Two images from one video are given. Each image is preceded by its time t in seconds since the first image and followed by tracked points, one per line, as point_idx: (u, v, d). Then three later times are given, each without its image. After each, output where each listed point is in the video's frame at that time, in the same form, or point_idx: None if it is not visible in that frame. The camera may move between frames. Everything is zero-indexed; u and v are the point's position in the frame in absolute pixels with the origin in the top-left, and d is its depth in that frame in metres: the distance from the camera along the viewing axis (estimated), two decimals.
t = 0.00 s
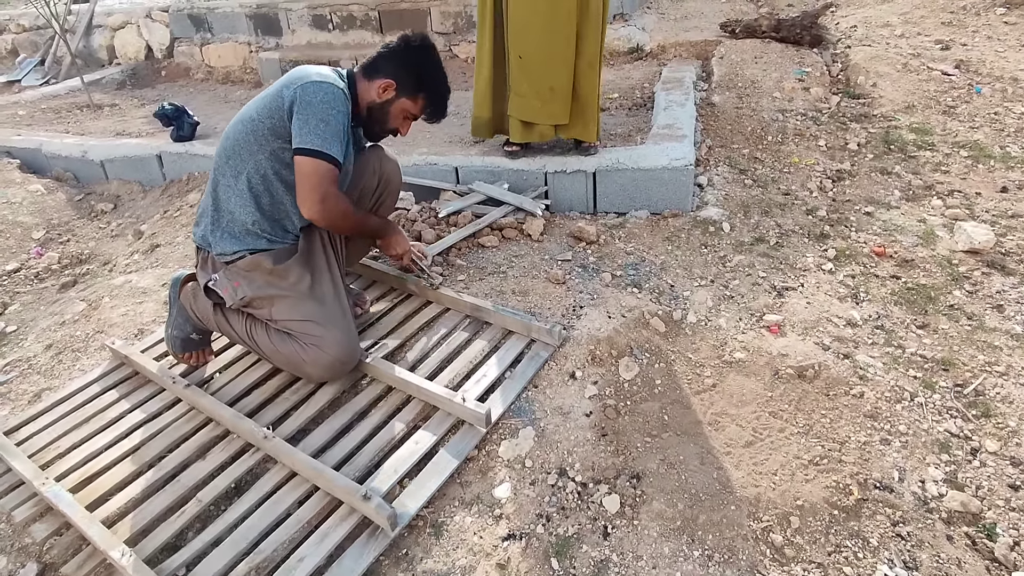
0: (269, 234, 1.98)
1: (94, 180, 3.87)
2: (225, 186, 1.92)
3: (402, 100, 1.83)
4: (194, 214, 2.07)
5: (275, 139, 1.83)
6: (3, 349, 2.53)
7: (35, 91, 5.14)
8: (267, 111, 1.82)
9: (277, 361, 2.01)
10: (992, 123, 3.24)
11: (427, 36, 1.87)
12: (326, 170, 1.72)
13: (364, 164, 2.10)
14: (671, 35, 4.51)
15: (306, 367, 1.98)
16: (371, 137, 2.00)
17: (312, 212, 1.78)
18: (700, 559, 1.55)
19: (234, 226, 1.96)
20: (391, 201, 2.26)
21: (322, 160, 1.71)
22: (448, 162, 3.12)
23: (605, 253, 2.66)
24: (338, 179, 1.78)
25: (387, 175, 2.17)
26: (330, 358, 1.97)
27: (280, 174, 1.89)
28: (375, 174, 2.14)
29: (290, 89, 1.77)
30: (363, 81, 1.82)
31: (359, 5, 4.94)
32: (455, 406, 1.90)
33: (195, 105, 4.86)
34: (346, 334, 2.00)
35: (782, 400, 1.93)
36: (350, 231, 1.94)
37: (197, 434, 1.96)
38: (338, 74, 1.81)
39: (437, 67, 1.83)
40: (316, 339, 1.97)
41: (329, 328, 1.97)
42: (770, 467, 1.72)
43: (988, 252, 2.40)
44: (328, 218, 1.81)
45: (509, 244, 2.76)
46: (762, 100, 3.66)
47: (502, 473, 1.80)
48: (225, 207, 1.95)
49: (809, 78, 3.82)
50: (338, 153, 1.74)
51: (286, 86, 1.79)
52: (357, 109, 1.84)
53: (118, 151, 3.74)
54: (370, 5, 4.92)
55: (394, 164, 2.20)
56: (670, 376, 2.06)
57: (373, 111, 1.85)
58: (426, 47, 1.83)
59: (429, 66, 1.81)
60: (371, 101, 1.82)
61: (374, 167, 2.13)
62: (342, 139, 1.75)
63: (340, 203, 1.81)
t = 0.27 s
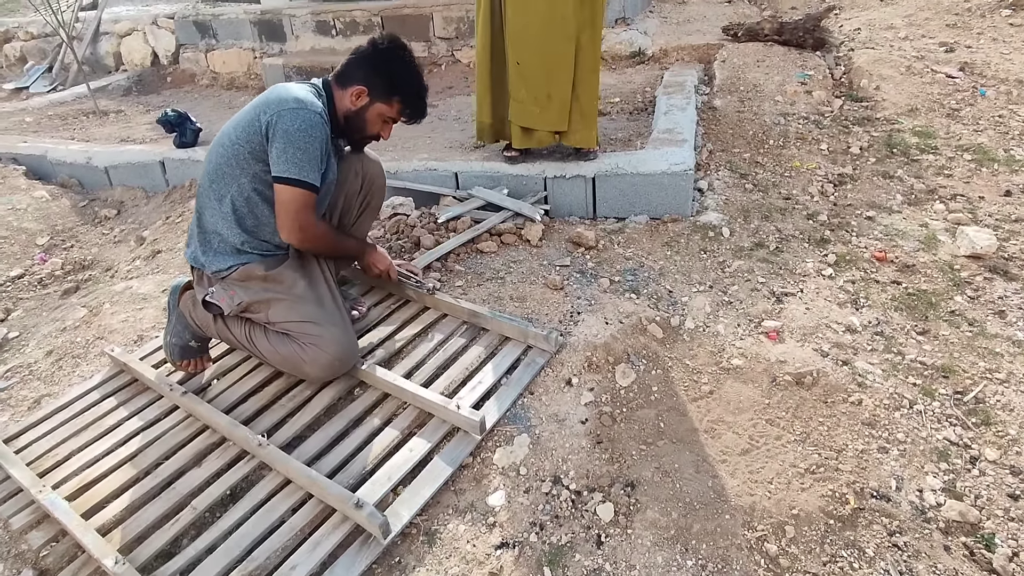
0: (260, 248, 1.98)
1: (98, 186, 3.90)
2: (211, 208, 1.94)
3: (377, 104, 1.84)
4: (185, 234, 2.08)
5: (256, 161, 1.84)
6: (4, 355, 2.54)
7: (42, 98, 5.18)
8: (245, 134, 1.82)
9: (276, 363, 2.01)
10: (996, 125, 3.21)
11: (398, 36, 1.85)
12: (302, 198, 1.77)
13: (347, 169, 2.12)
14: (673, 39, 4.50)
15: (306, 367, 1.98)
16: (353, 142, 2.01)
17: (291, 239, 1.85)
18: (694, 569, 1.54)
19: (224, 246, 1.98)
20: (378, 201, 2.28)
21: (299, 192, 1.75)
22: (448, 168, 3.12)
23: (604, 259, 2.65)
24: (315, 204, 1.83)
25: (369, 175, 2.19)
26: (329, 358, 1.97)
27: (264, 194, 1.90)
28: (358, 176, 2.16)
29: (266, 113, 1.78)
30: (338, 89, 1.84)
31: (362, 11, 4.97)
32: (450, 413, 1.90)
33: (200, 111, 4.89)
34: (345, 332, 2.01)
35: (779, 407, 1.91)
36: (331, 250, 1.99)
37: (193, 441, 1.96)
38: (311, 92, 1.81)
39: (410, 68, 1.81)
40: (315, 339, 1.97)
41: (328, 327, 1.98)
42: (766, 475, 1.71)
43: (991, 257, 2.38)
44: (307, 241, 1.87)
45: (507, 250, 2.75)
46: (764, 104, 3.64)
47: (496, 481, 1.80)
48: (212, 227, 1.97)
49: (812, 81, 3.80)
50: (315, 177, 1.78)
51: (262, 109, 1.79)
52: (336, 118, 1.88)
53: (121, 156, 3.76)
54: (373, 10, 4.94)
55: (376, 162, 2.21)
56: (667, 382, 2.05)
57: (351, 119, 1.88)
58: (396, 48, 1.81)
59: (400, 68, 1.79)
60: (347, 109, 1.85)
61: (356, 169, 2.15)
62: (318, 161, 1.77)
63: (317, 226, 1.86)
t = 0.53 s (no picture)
0: (262, 258, 2.01)
1: (106, 192, 3.92)
2: (213, 217, 1.95)
3: (374, 107, 1.85)
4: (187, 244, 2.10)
5: (257, 168, 1.85)
6: (11, 360, 2.57)
7: (53, 104, 5.23)
8: (244, 142, 1.83)
9: (281, 373, 2.02)
10: (1003, 129, 3.19)
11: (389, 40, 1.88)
12: (317, 189, 1.74)
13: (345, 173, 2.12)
14: (677, 43, 4.49)
15: (309, 377, 1.98)
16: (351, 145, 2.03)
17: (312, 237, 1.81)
18: None
19: (225, 255, 2.00)
20: (376, 204, 2.29)
21: (311, 182, 1.72)
22: (451, 173, 3.13)
23: (605, 264, 2.65)
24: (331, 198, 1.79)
25: (368, 178, 2.19)
26: (331, 367, 1.98)
27: (265, 201, 1.91)
28: (359, 180, 2.16)
29: (265, 119, 1.79)
30: (334, 94, 1.85)
31: (368, 17, 5.00)
32: (449, 420, 1.90)
33: (207, 117, 4.92)
34: (347, 340, 2.01)
35: (780, 415, 1.90)
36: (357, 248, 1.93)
37: (194, 446, 1.97)
38: (309, 96, 1.83)
39: (403, 69, 1.84)
40: (317, 349, 1.98)
41: (331, 335, 1.99)
42: (765, 484, 1.70)
43: (996, 263, 2.36)
44: (331, 237, 1.82)
45: (509, 256, 2.76)
46: (768, 108, 3.63)
47: (495, 487, 1.80)
48: (214, 237, 1.98)
49: (816, 85, 3.79)
50: (324, 168, 1.76)
51: (260, 115, 1.81)
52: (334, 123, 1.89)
53: (129, 162, 3.78)
54: (379, 16, 4.98)
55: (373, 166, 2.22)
56: (667, 389, 2.04)
57: (349, 122, 1.89)
58: (389, 50, 1.84)
59: (395, 69, 1.82)
60: (345, 113, 1.86)
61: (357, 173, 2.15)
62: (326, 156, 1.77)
63: (339, 219, 1.82)
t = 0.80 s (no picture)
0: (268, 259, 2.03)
1: (112, 195, 3.95)
2: (222, 217, 1.96)
3: (385, 114, 1.86)
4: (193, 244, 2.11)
5: (268, 168, 1.87)
6: (16, 361, 2.59)
7: (62, 108, 5.28)
8: (257, 142, 1.85)
9: (282, 376, 2.03)
10: (1008, 132, 3.16)
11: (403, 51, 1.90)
12: (336, 181, 1.73)
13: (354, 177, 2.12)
14: (681, 46, 4.49)
15: (310, 379, 2.00)
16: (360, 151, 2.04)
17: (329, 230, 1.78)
18: None
19: (231, 255, 2.01)
20: (382, 210, 2.29)
21: (331, 174, 1.72)
22: (453, 176, 3.14)
23: (606, 267, 2.65)
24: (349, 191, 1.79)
25: (376, 185, 2.19)
26: (331, 369, 1.99)
27: (275, 202, 1.93)
28: (367, 185, 2.16)
29: (278, 118, 1.80)
30: (346, 99, 1.86)
31: (373, 21, 5.04)
32: (447, 423, 1.91)
33: (213, 121, 4.96)
34: (348, 343, 2.02)
35: (778, 419, 1.90)
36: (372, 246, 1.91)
37: (194, 447, 1.98)
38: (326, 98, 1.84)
39: (415, 79, 1.86)
40: (318, 352, 1.99)
41: (331, 338, 2.00)
42: (762, 488, 1.69)
43: (999, 266, 2.34)
44: (350, 230, 1.80)
45: (510, 259, 2.76)
46: (771, 111, 3.62)
47: (492, 490, 1.80)
48: (222, 237, 1.99)
49: (820, 88, 3.78)
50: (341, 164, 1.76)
51: (273, 115, 1.82)
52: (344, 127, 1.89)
53: (135, 165, 3.81)
54: (384, 20, 5.01)
55: (381, 173, 2.22)
56: (665, 393, 2.04)
57: (359, 127, 1.89)
58: (403, 60, 1.86)
59: (408, 78, 1.84)
60: (355, 118, 1.86)
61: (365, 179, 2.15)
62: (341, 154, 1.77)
63: (357, 216, 1.80)
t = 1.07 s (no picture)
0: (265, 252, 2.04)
1: (115, 195, 3.97)
2: (221, 210, 1.98)
3: (386, 112, 1.87)
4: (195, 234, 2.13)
5: (267, 164, 1.89)
6: (17, 359, 2.61)
7: (67, 109, 5.32)
8: (258, 137, 1.87)
9: (272, 366, 2.05)
10: (1009, 134, 3.15)
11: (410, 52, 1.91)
12: (313, 190, 1.76)
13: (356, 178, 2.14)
14: (682, 48, 4.49)
15: (300, 371, 2.01)
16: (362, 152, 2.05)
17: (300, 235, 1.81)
18: None
19: (230, 246, 2.02)
20: (385, 213, 2.29)
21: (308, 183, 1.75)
22: (452, 177, 3.15)
23: (603, 268, 2.65)
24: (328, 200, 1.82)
25: (378, 186, 2.19)
26: (323, 362, 2.00)
27: (274, 197, 1.95)
28: (368, 186, 2.16)
29: (277, 116, 1.82)
30: (348, 98, 1.87)
31: (375, 23, 5.06)
32: (440, 421, 1.91)
33: (216, 121, 4.99)
34: (339, 337, 2.03)
35: (771, 419, 1.90)
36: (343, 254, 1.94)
37: (190, 444, 1.99)
38: (324, 98, 1.86)
39: (419, 79, 1.86)
40: (308, 345, 2.00)
41: (323, 331, 2.01)
42: (753, 488, 1.69)
43: (996, 268, 2.33)
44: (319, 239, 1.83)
45: (507, 259, 2.77)
46: (771, 112, 3.62)
47: (484, 489, 1.80)
48: (221, 228, 2.01)
49: (820, 90, 3.78)
50: (325, 173, 1.79)
51: (273, 112, 1.85)
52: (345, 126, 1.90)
53: (138, 165, 3.83)
54: (386, 22, 5.04)
55: (385, 176, 2.22)
56: (659, 393, 2.04)
57: (360, 126, 1.90)
58: (408, 61, 1.86)
59: (411, 78, 1.84)
60: (357, 117, 1.88)
61: (366, 179, 2.15)
62: (329, 160, 1.79)
63: (327, 228, 1.82)
